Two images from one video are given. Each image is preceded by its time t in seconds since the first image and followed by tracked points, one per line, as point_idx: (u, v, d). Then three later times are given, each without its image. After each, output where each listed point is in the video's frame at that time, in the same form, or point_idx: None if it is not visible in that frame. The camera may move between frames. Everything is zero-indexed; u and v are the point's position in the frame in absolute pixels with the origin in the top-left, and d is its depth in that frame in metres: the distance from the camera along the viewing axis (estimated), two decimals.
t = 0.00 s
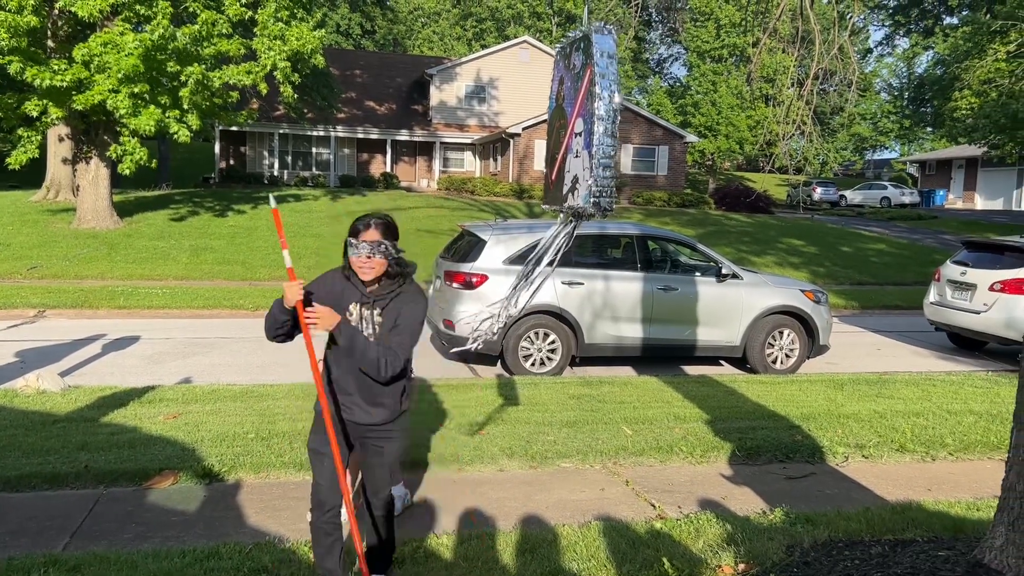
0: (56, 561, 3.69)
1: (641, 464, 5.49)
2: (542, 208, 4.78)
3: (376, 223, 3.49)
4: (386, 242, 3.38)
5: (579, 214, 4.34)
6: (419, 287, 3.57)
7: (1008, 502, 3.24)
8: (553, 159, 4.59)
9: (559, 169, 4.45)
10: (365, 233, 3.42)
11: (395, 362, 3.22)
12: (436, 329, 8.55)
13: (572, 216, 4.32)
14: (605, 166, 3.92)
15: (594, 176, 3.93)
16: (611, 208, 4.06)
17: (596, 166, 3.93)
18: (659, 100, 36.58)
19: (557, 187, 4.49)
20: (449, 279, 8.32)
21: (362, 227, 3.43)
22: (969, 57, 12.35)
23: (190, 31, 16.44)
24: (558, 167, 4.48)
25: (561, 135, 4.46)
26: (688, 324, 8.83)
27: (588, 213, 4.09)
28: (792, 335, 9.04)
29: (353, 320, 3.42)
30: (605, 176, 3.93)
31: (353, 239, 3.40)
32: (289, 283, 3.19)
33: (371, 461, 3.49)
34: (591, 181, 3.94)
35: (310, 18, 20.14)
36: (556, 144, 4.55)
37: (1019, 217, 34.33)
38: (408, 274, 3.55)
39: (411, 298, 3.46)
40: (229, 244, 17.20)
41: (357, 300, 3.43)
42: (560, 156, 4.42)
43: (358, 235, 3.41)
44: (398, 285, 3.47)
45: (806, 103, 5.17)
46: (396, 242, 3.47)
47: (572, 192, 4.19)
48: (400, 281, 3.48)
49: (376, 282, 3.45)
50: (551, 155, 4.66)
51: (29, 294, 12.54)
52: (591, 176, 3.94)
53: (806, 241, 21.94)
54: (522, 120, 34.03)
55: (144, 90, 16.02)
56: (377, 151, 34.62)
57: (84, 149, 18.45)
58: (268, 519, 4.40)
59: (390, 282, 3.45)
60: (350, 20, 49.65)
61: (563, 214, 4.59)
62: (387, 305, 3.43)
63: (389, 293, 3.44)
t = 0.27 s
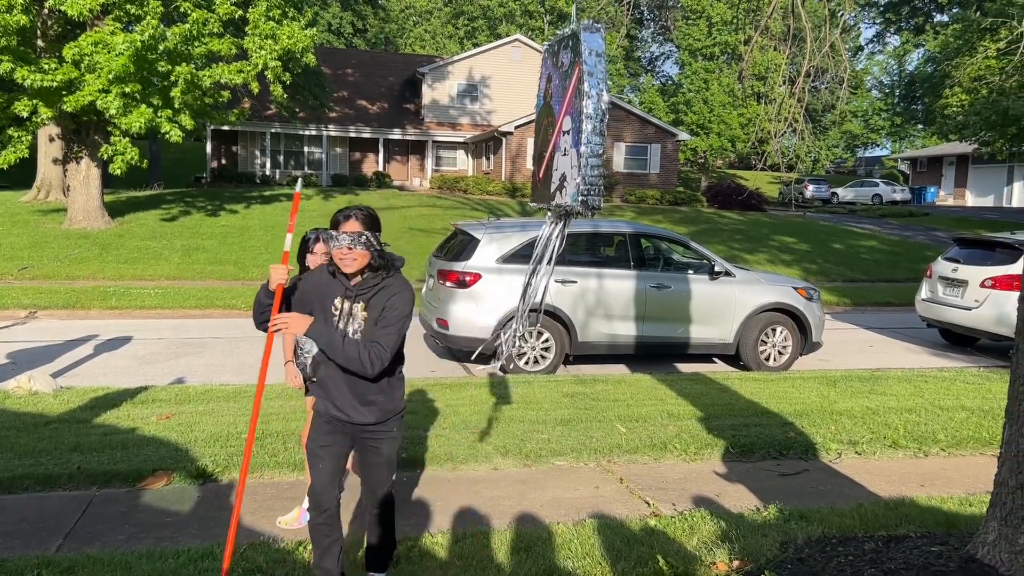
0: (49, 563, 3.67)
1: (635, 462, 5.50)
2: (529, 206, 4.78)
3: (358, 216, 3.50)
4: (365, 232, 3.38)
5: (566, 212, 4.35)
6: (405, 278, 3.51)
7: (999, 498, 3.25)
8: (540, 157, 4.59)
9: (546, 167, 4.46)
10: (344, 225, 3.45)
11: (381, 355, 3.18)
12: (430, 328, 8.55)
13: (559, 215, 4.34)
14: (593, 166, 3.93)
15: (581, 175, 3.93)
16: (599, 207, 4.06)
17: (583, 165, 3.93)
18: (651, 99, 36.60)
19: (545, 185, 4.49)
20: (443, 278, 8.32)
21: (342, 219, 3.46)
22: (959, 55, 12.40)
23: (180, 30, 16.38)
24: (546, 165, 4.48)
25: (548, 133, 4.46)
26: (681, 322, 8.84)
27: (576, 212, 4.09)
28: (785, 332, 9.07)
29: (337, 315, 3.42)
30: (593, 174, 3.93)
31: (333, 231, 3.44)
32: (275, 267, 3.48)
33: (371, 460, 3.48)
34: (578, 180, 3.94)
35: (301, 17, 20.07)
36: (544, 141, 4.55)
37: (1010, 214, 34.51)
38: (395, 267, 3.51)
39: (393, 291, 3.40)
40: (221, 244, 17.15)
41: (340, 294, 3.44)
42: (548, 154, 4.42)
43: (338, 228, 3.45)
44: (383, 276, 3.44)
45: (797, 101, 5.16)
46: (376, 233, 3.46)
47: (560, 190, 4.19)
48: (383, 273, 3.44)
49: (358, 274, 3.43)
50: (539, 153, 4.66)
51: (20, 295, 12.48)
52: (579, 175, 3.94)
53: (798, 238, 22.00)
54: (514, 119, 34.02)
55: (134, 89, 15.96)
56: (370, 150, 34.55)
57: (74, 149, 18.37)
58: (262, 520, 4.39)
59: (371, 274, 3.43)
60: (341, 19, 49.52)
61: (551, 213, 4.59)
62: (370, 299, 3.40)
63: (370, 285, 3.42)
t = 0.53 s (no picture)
0: (40, 564, 3.65)
1: (627, 457, 5.51)
2: (516, 201, 4.77)
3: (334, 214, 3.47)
4: (345, 228, 3.36)
5: (553, 207, 4.35)
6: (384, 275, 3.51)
7: (989, 489, 3.27)
8: (526, 153, 4.58)
9: (532, 162, 4.45)
10: (323, 223, 3.40)
11: (369, 355, 3.20)
12: (422, 325, 8.53)
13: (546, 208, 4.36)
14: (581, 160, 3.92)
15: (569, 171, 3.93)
16: (586, 202, 4.06)
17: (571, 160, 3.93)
18: (640, 94, 36.61)
19: (531, 180, 4.49)
20: (435, 274, 8.31)
21: (321, 218, 3.42)
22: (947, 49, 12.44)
23: (167, 27, 16.26)
24: (532, 161, 4.47)
25: (534, 128, 4.44)
26: (673, 317, 8.86)
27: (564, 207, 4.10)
28: (775, 327, 9.10)
29: (319, 317, 3.41)
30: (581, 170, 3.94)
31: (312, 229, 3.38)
32: (263, 271, 3.20)
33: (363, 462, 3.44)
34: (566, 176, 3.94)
35: (289, 13, 19.97)
36: (530, 137, 4.54)
37: (997, 207, 34.72)
38: (371, 265, 3.51)
39: (375, 287, 3.39)
40: (211, 242, 17.07)
41: (320, 297, 3.41)
42: (534, 149, 4.41)
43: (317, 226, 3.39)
44: (363, 273, 3.43)
45: (787, 95, 5.22)
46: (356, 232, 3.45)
47: (546, 185, 4.19)
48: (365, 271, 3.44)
49: (338, 274, 3.41)
50: (524, 148, 4.64)
51: (8, 295, 12.39)
52: (567, 170, 3.94)
53: (788, 233, 22.08)
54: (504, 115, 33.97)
55: (121, 87, 15.88)
56: (359, 147, 34.44)
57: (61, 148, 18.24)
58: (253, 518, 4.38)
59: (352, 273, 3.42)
60: (330, 16, 49.29)
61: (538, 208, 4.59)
62: (352, 298, 3.38)
63: (353, 284, 3.40)
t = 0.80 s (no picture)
0: (28, 565, 3.62)
1: (617, 452, 5.52)
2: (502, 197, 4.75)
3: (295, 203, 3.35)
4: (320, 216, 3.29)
5: (540, 202, 4.34)
6: (347, 263, 3.49)
7: (976, 480, 3.29)
8: (512, 148, 4.56)
9: (518, 158, 4.44)
10: (294, 213, 3.27)
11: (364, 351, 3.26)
12: (411, 321, 8.51)
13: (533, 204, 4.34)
14: (568, 156, 3.92)
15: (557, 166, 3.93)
16: (574, 197, 4.07)
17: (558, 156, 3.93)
18: (628, 89, 36.63)
19: (517, 176, 4.47)
20: (423, 271, 8.29)
21: (289, 209, 3.29)
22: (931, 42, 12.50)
23: (150, 24, 16.13)
24: (518, 156, 4.46)
25: (520, 124, 4.43)
26: (661, 312, 8.87)
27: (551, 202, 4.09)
28: (763, 320, 9.14)
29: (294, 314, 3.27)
30: (568, 165, 3.94)
31: (286, 220, 3.24)
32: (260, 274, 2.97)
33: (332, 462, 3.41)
34: (554, 171, 3.94)
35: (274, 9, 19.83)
36: (515, 132, 4.52)
37: (982, 200, 34.98)
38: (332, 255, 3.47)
39: (347, 275, 3.37)
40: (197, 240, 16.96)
41: (294, 291, 3.27)
42: (520, 144, 4.39)
43: (289, 217, 3.26)
44: (332, 264, 3.38)
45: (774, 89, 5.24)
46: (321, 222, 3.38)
47: (533, 180, 4.18)
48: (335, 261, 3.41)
49: (311, 266, 3.31)
50: (510, 143, 4.62)
51: None
52: (554, 166, 3.93)
53: (775, 227, 22.17)
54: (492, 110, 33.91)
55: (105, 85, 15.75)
56: (346, 144, 34.29)
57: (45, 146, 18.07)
58: (242, 517, 4.35)
59: (324, 265, 3.36)
60: (316, 12, 49.02)
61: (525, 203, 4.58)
62: (327, 290, 3.32)
63: (327, 276, 3.34)
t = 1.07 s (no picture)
0: (13, 569, 3.57)
1: (604, 443, 5.54)
2: (486, 191, 4.73)
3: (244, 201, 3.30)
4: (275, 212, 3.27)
5: (525, 195, 4.32)
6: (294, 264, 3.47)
7: (959, 465, 3.32)
8: (495, 142, 4.53)
9: (501, 152, 4.42)
10: (248, 210, 3.22)
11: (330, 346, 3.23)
12: (395, 317, 8.48)
13: (518, 197, 4.33)
14: (554, 148, 3.92)
15: (544, 159, 3.93)
16: (560, 189, 4.07)
17: (545, 148, 3.93)
18: (609, 82, 36.66)
19: (501, 169, 4.45)
20: (407, 266, 8.26)
21: (243, 206, 3.24)
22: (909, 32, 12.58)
23: (126, 21, 15.93)
24: (502, 149, 4.43)
25: (503, 117, 4.42)
26: (646, 304, 8.90)
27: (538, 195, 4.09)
28: (747, 310, 9.18)
29: (254, 314, 3.25)
30: (555, 158, 3.94)
31: (242, 217, 3.18)
32: (227, 266, 2.87)
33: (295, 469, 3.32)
34: (541, 164, 3.93)
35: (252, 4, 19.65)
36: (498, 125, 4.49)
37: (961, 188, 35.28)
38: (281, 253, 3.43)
39: (300, 276, 3.35)
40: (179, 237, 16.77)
41: (251, 289, 3.22)
42: (504, 138, 4.36)
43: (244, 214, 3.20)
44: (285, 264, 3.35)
45: (754, 80, 5.25)
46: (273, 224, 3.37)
47: (518, 174, 4.16)
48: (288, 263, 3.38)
49: (266, 264, 3.26)
50: (493, 137, 4.60)
51: None
52: (541, 159, 3.93)
53: (757, 217, 22.28)
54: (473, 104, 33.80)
55: (82, 83, 15.55)
56: (328, 140, 34.06)
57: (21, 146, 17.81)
58: (229, 516, 4.32)
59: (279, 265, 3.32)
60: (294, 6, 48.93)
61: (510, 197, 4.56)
62: (283, 290, 3.28)
63: (282, 275, 3.30)
